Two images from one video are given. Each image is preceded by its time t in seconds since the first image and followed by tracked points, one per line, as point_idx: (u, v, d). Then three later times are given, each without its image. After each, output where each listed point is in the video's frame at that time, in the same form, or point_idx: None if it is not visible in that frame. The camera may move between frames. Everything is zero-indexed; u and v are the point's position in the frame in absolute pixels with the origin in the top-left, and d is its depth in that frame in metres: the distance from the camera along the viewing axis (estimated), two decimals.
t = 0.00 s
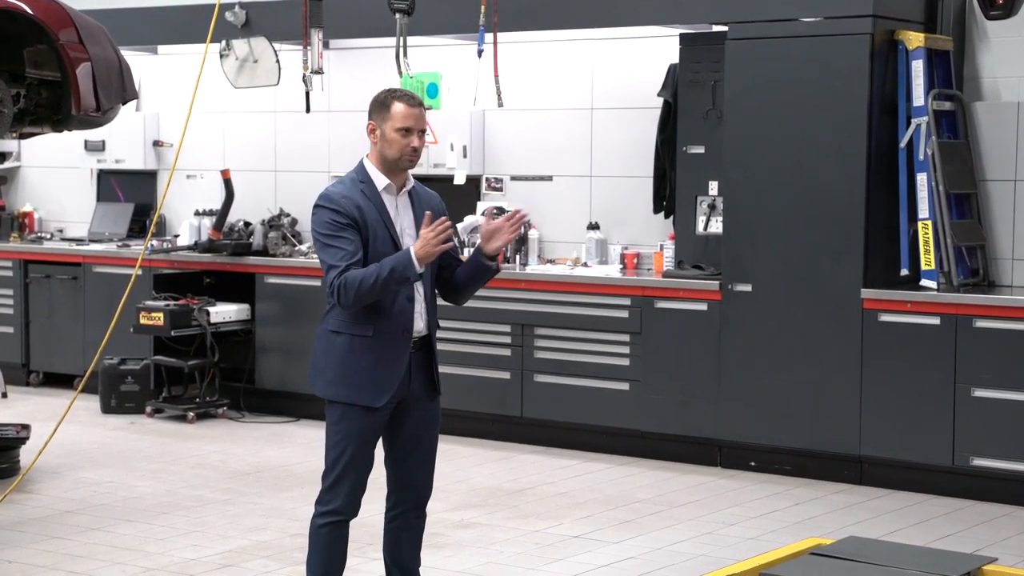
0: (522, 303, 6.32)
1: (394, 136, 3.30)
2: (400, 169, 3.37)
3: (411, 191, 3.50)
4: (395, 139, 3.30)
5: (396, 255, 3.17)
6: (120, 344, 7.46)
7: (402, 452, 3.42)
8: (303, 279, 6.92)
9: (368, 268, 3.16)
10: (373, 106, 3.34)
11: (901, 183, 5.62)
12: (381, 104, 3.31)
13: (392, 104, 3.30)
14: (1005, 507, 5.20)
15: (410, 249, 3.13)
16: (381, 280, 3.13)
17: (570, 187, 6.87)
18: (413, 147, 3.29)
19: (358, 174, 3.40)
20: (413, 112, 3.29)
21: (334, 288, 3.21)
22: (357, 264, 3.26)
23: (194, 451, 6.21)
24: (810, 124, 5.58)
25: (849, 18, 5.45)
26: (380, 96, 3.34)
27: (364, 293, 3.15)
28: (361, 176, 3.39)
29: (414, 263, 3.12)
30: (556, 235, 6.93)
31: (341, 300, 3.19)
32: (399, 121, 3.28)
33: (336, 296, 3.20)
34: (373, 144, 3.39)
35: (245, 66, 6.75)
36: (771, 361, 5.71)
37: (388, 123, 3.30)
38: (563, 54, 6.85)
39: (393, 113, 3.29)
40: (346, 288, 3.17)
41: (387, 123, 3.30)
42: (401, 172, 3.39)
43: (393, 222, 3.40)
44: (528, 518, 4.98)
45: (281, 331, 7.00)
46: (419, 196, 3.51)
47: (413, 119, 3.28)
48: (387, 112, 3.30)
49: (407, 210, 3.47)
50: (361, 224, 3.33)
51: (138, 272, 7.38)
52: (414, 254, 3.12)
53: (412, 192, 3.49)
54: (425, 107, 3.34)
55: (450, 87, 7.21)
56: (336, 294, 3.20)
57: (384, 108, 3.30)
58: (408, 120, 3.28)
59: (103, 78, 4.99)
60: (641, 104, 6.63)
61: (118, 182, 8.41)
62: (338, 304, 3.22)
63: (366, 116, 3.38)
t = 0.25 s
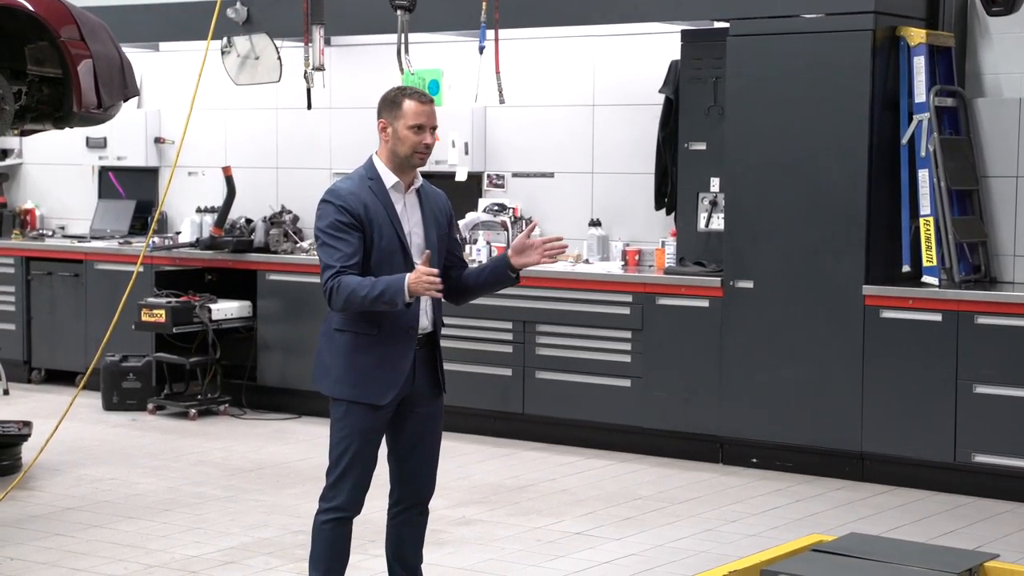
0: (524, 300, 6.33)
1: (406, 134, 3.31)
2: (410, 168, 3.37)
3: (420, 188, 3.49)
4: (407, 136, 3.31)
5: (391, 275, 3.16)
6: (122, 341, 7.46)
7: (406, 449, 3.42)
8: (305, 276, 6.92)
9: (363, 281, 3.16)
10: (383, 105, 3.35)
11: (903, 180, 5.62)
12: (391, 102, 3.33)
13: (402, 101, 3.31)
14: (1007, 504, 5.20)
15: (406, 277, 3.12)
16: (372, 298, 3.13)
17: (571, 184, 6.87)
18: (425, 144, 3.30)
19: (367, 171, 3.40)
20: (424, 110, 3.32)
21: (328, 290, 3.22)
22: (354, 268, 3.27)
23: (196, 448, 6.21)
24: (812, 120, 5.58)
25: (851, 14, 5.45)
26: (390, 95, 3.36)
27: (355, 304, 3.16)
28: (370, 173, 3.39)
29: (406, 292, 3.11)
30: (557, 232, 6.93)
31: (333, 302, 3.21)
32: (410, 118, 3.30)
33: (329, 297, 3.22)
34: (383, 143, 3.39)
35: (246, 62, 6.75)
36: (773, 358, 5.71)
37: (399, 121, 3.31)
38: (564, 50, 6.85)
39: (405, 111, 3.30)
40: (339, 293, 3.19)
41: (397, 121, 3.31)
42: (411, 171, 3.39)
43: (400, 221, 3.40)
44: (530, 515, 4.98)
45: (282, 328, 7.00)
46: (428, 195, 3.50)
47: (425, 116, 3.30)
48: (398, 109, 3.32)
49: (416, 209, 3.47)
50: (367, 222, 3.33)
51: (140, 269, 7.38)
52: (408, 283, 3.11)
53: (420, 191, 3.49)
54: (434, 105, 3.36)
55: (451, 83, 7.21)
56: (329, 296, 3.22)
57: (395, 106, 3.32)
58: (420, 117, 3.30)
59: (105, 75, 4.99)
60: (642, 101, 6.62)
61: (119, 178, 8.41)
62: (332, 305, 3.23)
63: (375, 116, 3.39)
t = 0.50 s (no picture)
0: (525, 298, 6.33)
1: (415, 132, 3.32)
2: (418, 165, 3.39)
3: (425, 186, 3.49)
4: (416, 135, 3.33)
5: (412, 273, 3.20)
6: (123, 339, 7.46)
7: (407, 446, 3.42)
8: (306, 273, 6.93)
9: (383, 277, 3.19)
10: (389, 103, 3.36)
11: (904, 177, 5.61)
12: (398, 100, 3.34)
13: (410, 100, 3.32)
14: (1008, 501, 5.20)
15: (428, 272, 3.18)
16: (394, 295, 3.16)
17: (573, 181, 6.87)
18: (434, 142, 3.33)
19: (372, 167, 3.40)
20: (431, 107, 3.33)
21: (342, 287, 3.22)
22: (367, 265, 3.28)
23: (197, 446, 6.22)
24: (814, 118, 5.58)
25: (851, 12, 5.45)
26: (396, 93, 3.36)
27: (375, 301, 3.18)
28: (376, 170, 3.39)
29: (430, 287, 3.16)
30: (559, 229, 6.93)
31: (348, 298, 3.21)
32: (419, 116, 3.31)
33: (344, 293, 3.22)
34: (388, 140, 3.40)
35: (248, 60, 6.74)
36: (773, 356, 5.72)
37: (408, 119, 3.32)
38: (566, 48, 6.84)
39: (413, 109, 3.31)
40: (356, 290, 3.20)
41: (406, 120, 3.32)
42: (418, 168, 3.41)
43: (406, 219, 3.40)
44: (531, 512, 4.99)
45: (284, 325, 7.01)
46: (431, 192, 3.50)
47: (432, 114, 3.32)
48: (406, 108, 3.33)
49: (421, 206, 3.47)
50: (375, 219, 3.33)
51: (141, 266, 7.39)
52: (431, 277, 3.17)
53: (423, 188, 3.49)
54: (439, 102, 3.38)
55: (453, 81, 7.21)
56: (344, 291, 3.22)
57: (402, 104, 3.33)
58: (428, 115, 3.31)
59: (107, 73, 4.99)
60: (644, 98, 6.62)
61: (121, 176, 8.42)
62: (345, 302, 3.24)
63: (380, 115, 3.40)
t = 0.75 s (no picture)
0: (526, 297, 6.33)
1: (418, 130, 3.33)
2: (420, 164, 3.40)
3: (425, 183, 3.51)
4: (419, 133, 3.33)
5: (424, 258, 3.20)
6: (124, 337, 7.46)
7: (411, 445, 3.42)
8: (307, 272, 6.93)
9: (397, 266, 3.18)
10: (390, 102, 3.36)
11: (905, 177, 5.60)
12: (399, 98, 3.34)
13: (411, 98, 3.33)
14: (1008, 501, 5.20)
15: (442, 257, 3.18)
16: (411, 280, 3.16)
17: (574, 180, 6.87)
18: (438, 139, 3.33)
19: (374, 165, 3.40)
20: (432, 105, 3.34)
21: (356, 280, 3.20)
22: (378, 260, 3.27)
23: (198, 444, 6.22)
24: (815, 118, 5.58)
25: (852, 12, 5.45)
26: (395, 92, 3.37)
27: (392, 290, 3.16)
28: (378, 167, 3.39)
29: (445, 270, 3.17)
30: (560, 228, 6.93)
31: (363, 292, 3.19)
32: (421, 114, 3.32)
33: (360, 287, 3.19)
34: (389, 139, 3.40)
35: (249, 59, 6.74)
36: (774, 355, 5.72)
37: (410, 117, 3.33)
38: (568, 47, 6.85)
39: (416, 107, 3.32)
40: (371, 282, 3.18)
41: (409, 118, 3.33)
42: (420, 166, 3.41)
43: (410, 215, 3.41)
44: (532, 511, 4.99)
45: (284, 324, 7.01)
46: (431, 190, 3.53)
47: (434, 111, 3.34)
48: (407, 106, 3.33)
49: (422, 202, 3.49)
50: (381, 216, 3.33)
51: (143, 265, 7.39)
52: (445, 261, 3.17)
53: (424, 186, 3.50)
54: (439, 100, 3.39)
55: (455, 80, 7.21)
56: (360, 286, 3.19)
57: (403, 103, 3.33)
58: (430, 112, 3.33)
59: (109, 72, 5.00)
60: (645, 98, 6.62)
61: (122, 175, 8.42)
62: (359, 295, 3.21)
63: (380, 114, 3.40)
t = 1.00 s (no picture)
0: (527, 298, 6.33)
1: (417, 134, 3.33)
2: (420, 166, 3.40)
3: (422, 187, 3.52)
4: (418, 136, 3.34)
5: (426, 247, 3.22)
6: (125, 338, 7.47)
7: (412, 446, 3.42)
8: (307, 273, 6.93)
9: (402, 258, 3.19)
10: (388, 105, 3.36)
11: (906, 178, 5.61)
12: (398, 101, 3.34)
13: (410, 101, 3.33)
14: (1008, 503, 5.20)
15: (440, 241, 3.22)
16: (416, 270, 3.17)
17: (575, 182, 6.88)
18: (437, 141, 3.34)
19: (373, 167, 3.40)
20: (431, 107, 3.34)
21: (363, 280, 3.20)
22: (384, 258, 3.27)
23: (199, 446, 6.22)
24: (815, 120, 5.58)
25: (853, 14, 5.46)
26: (393, 94, 3.37)
27: (398, 283, 3.17)
28: (377, 169, 3.39)
29: (446, 253, 3.20)
30: (560, 229, 6.93)
31: (371, 289, 3.19)
32: (420, 117, 3.33)
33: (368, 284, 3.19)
34: (387, 141, 3.40)
35: (250, 60, 6.74)
36: (774, 356, 5.72)
37: (409, 120, 3.33)
38: (568, 48, 6.85)
39: (414, 110, 3.32)
40: (378, 279, 3.18)
41: (408, 121, 3.33)
42: (419, 168, 3.42)
43: (411, 216, 3.41)
44: (532, 513, 4.99)
45: (285, 325, 7.02)
46: (430, 191, 3.53)
47: (433, 113, 3.34)
48: (406, 109, 3.34)
49: (422, 204, 3.49)
50: (383, 217, 3.33)
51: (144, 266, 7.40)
52: (444, 244, 3.21)
53: (423, 187, 3.51)
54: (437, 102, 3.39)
55: (456, 81, 7.21)
56: (367, 283, 3.19)
57: (402, 106, 3.33)
58: (428, 115, 3.33)
59: (110, 73, 5.00)
60: (646, 99, 6.63)
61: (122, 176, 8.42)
62: (366, 295, 3.21)
63: (377, 116, 3.39)
